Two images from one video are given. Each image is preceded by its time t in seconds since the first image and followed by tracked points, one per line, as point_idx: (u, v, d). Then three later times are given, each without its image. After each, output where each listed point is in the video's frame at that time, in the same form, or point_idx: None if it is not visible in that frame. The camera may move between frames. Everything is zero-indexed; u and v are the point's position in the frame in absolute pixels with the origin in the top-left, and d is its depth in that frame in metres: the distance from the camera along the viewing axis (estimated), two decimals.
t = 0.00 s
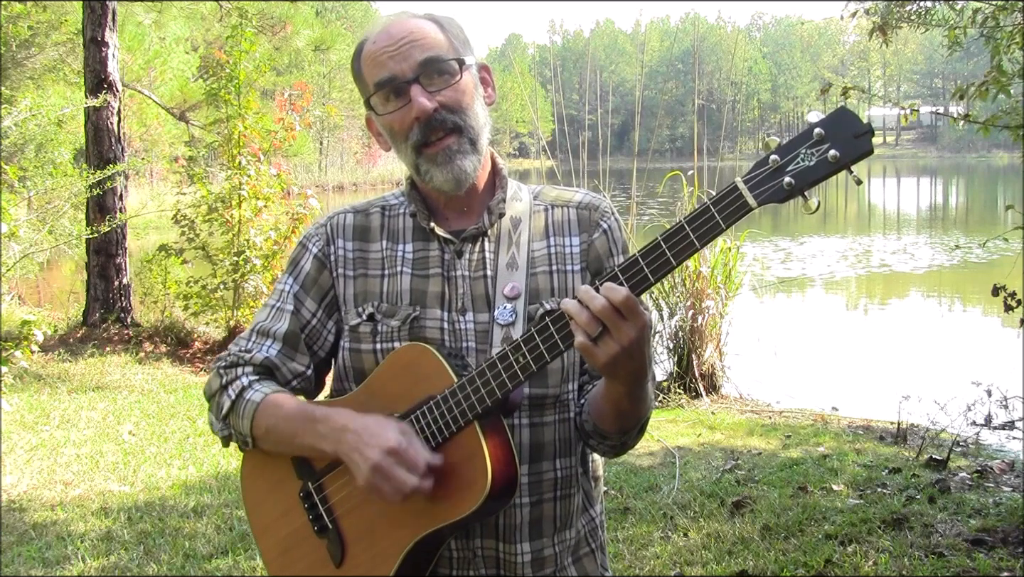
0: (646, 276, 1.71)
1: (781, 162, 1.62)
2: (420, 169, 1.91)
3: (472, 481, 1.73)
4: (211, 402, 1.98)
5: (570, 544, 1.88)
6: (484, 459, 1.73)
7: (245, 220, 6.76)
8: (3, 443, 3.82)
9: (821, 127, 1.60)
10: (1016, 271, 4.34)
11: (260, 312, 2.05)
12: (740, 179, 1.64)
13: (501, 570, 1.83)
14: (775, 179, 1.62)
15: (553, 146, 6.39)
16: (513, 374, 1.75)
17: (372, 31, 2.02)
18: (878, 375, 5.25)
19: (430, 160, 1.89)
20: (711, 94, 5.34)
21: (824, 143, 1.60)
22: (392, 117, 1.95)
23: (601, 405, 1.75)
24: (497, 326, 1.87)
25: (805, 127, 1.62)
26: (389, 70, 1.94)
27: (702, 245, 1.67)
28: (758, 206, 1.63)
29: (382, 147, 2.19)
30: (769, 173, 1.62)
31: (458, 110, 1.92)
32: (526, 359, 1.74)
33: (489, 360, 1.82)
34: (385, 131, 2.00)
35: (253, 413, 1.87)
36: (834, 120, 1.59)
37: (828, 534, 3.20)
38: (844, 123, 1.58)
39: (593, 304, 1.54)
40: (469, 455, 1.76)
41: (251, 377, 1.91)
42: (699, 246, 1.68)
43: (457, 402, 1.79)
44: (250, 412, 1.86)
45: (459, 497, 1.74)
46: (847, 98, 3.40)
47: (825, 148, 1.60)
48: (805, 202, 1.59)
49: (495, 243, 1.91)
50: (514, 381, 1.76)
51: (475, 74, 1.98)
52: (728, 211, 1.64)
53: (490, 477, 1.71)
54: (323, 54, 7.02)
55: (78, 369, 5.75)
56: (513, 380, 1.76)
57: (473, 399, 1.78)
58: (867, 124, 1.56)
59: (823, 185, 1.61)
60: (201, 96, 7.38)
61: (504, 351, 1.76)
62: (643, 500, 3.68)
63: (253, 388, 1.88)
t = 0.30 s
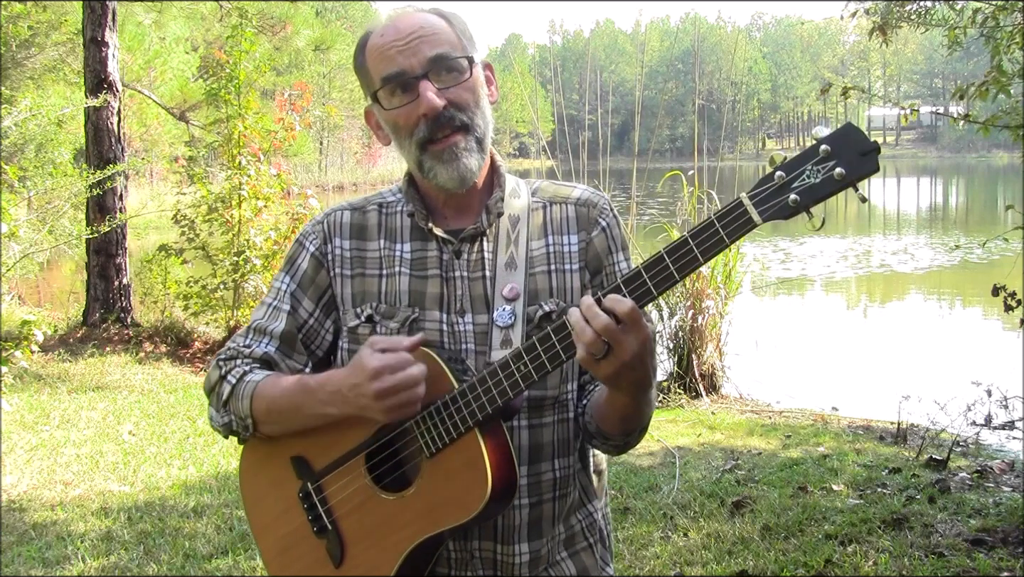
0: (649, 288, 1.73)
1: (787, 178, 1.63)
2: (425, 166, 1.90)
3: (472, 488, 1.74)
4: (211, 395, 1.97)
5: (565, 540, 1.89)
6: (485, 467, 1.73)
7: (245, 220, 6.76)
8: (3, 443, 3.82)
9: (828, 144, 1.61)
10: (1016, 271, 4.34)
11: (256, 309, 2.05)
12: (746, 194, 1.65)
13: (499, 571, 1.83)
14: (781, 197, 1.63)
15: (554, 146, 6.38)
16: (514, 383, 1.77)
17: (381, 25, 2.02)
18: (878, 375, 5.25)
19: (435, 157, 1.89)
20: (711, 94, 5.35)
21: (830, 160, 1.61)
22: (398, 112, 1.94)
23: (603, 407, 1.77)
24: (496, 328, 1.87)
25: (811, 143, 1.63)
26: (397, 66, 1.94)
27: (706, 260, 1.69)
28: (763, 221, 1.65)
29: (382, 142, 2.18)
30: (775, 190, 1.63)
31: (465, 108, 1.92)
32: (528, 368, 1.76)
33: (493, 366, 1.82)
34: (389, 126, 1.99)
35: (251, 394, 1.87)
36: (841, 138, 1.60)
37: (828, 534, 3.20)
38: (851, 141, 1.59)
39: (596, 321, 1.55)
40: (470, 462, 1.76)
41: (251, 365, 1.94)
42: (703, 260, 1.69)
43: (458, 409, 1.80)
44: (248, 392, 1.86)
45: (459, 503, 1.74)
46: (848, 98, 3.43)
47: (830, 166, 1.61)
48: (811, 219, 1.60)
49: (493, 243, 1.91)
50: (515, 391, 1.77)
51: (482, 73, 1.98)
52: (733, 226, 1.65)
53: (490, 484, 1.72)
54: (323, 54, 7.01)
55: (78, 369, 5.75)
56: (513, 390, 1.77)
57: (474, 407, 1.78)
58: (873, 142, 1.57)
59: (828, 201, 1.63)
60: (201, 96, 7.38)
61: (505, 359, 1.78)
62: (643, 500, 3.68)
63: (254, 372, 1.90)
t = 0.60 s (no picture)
0: (657, 301, 1.76)
1: (797, 196, 1.69)
2: (436, 169, 1.90)
3: (473, 495, 1.75)
4: (212, 395, 1.98)
5: (562, 540, 1.89)
6: (487, 472, 1.74)
7: (245, 220, 6.76)
8: (3, 443, 3.82)
9: (838, 163, 1.67)
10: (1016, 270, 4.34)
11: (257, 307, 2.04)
12: (757, 211, 1.70)
13: (499, 574, 1.83)
14: (791, 214, 1.68)
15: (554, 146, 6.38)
16: (519, 392, 1.79)
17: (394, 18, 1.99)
18: (878, 375, 5.26)
19: (446, 160, 1.89)
20: (711, 94, 5.35)
21: (840, 179, 1.67)
22: (411, 111, 1.93)
23: (603, 416, 1.80)
24: (499, 331, 1.88)
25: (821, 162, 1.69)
26: (414, 66, 1.91)
27: (714, 274, 1.73)
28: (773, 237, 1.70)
29: (384, 134, 2.16)
30: (785, 207, 1.69)
31: (479, 113, 1.92)
32: (533, 376, 1.78)
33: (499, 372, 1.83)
34: (399, 124, 1.98)
35: (252, 399, 1.86)
36: (852, 158, 1.66)
37: (828, 534, 3.20)
38: (861, 161, 1.65)
39: (604, 328, 1.59)
40: (472, 468, 1.77)
41: (251, 366, 1.92)
42: (711, 274, 1.73)
43: (462, 416, 1.80)
44: (250, 397, 1.85)
45: (461, 510, 1.76)
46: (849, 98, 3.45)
47: (840, 185, 1.67)
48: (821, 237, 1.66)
49: (497, 246, 1.91)
50: (519, 399, 1.79)
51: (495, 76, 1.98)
52: (744, 242, 1.70)
53: (493, 490, 1.73)
54: (323, 54, 7.02)
55: (78, 369, 5.75)
56: (518, 398, 1.79)
57: (478, 414, 1.79)
58: (883, 162, 1.64)
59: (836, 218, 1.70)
60: (201, 96, 7.38)
61: (511, 367, 1.79)
62: (643, 500, 3.68)
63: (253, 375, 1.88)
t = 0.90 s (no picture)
0: (657, 308, 1.75)
1: (798, 202, 1.66)
2: (449, 175, 1.87)
3: (475, 502, 1.76)
4: (211, 405, 1.98)
5: (562, 542, 1.89)
6: (489, 478, 1.75)
7: (245, 220, 6.77)
8: (3, 443, 3.82)
9: (840, 169, 1.64)
10: (1016, 270, 4.34)
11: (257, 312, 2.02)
12: (757, 218, 1.68)
13: None
14: (792, 220, 1.66)
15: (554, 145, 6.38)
16: (519, 398, 1.78)
17: (417, 16, 1.91)
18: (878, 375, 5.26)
19: (461, 168, 1.86)
20: (711, 93, 5.36)
21: (842, 184, 1.64)
22: (429, 115, 1.88)
23: (602, 417, 1.80)
24: (500, 335, 1.88)
25: (823, 167, 1.66)
26: (438, 71, 1.85)
27: (714, 282, 1.72)
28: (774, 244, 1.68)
29: (391, 130, 2.10)
30: (786, 214, 1.66)
31: (498, 123, 1.88)
32: (533, 382, 1.77)
33: (500, 376, 1.84)
34: (412, 125, 1.93)
35: (256, 430, 1.86)
36: (853, 163, 1.63)
37: (828, 534, 3.20)
38: (865, 166, 1.62)
39: (604, 333, 1.59)
40: (473, 474, 1.78)
41: (252, 389, 1.90)
42: (712, 281, 1.72)
43: (462, 421, 1.81)
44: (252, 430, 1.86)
45: (463, 516, 1.76)
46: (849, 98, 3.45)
47: (843, 190, 1.64)
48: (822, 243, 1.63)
49: (499, 250, 1.91)
50: (520, 405, 1.78)
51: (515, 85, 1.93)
52: (745, 248, 1.68)
53: (495, 495, 1.74)
54: (323, 53, 7.01)
55: (78, 369, 5.75)
56: (519, 404, 1.78)
57: (477, 421, 1.80)
58: (886, 168, 1.61)
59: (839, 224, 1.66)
60: (201, 96, 7.38)
61: (511, 372, 1.78)
62: (643, 500, 3.68)
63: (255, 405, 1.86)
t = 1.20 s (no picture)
0: (664, 323, 1.76)
1: (810, 222, 1.68)
2: (472, 197, 1.81)
3: (476, 507, 1.77)
4: (206, 400, 1.96)
5: (561, 541, 1.88)
6: (489, 486, 1.76)
7: (245, 220, 6.77)
8: (3, 443, 3.82)
9: (852, 190, 1.67)
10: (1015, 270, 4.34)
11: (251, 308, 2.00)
12: (767, 236, 1.70)
13: None
14: (803, 240, 1.68)
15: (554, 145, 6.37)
16: (523, 408, 1.83)
17: (466, 25, 1.79)
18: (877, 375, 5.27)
19: (483, 191, 1.80)
20: (711, 94, 5.37)
21: (852, 206, 1.68)
22: (462, 132, 1.79)
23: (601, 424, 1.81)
24: (499, 339, 1.89)
25: (834, 188, 1.69)
26: (482, 92, 1.75)
27: (722, 298, 1.74)
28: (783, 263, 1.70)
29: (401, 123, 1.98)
30: (798, 234, 1.68)
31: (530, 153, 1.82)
32: (537, 394, 1.83)
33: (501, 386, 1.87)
34: (438, 134, 1.83)
35: (254, 413, 1.85)
36: (865, 184, 1.67)
37: (828, 534, 3.20)
38: (875, 189, 1.66)
39: (611, 349, 1.61)
40: (474, 481, 1.80)
41: (250, 377, 1.89)
42: (719, 298, 1.74)
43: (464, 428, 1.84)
44: (250, 413, 1.85)
45: (463, 522, 1.79)
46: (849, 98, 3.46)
47: (852, 211, 1.68)
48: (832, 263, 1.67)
49: (498, 252, 1.91)
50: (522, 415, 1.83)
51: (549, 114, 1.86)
52: (755, 268, 1.70)
53: (496, 503, 1.75)
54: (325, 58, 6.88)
55: (78, 369, 5.75)
56: (522, 415, 1.83)
57: (480, 427, 1.83)
58: (896, 192, 1.65)
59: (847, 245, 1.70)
60: (201, 96, 7.38)
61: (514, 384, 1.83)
62: (643, 500, 3.68)
63: (255, 389, 1.86)
